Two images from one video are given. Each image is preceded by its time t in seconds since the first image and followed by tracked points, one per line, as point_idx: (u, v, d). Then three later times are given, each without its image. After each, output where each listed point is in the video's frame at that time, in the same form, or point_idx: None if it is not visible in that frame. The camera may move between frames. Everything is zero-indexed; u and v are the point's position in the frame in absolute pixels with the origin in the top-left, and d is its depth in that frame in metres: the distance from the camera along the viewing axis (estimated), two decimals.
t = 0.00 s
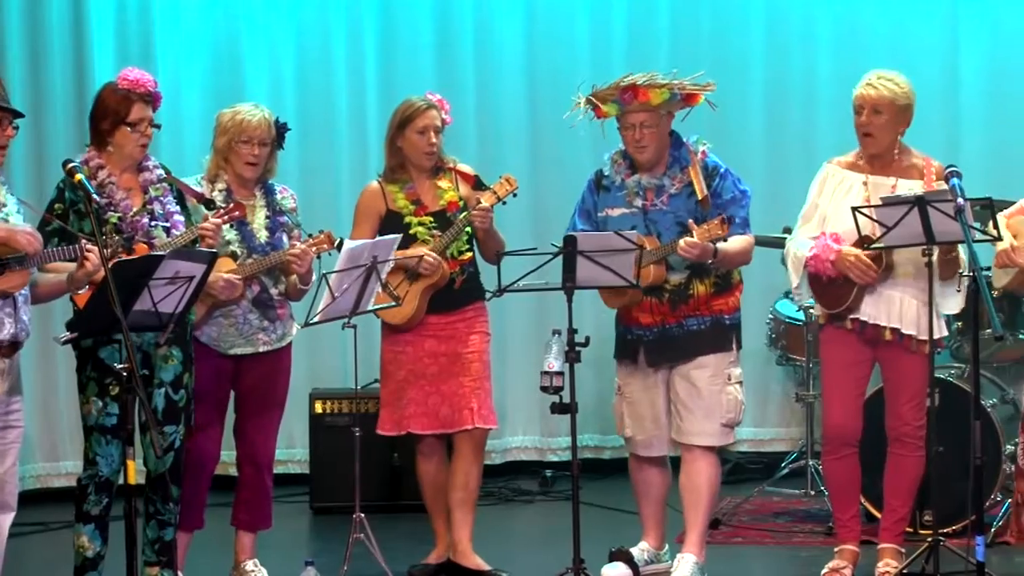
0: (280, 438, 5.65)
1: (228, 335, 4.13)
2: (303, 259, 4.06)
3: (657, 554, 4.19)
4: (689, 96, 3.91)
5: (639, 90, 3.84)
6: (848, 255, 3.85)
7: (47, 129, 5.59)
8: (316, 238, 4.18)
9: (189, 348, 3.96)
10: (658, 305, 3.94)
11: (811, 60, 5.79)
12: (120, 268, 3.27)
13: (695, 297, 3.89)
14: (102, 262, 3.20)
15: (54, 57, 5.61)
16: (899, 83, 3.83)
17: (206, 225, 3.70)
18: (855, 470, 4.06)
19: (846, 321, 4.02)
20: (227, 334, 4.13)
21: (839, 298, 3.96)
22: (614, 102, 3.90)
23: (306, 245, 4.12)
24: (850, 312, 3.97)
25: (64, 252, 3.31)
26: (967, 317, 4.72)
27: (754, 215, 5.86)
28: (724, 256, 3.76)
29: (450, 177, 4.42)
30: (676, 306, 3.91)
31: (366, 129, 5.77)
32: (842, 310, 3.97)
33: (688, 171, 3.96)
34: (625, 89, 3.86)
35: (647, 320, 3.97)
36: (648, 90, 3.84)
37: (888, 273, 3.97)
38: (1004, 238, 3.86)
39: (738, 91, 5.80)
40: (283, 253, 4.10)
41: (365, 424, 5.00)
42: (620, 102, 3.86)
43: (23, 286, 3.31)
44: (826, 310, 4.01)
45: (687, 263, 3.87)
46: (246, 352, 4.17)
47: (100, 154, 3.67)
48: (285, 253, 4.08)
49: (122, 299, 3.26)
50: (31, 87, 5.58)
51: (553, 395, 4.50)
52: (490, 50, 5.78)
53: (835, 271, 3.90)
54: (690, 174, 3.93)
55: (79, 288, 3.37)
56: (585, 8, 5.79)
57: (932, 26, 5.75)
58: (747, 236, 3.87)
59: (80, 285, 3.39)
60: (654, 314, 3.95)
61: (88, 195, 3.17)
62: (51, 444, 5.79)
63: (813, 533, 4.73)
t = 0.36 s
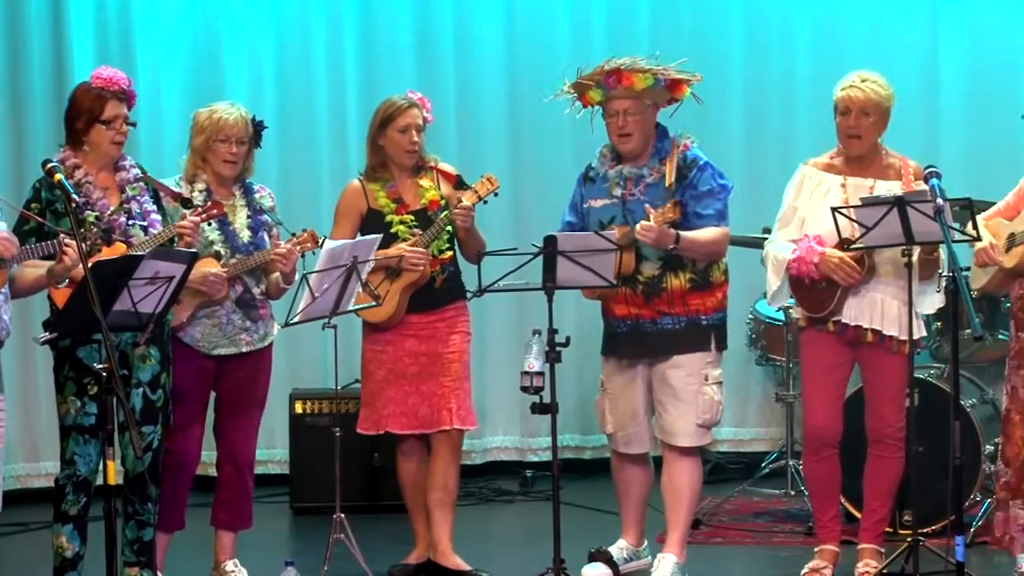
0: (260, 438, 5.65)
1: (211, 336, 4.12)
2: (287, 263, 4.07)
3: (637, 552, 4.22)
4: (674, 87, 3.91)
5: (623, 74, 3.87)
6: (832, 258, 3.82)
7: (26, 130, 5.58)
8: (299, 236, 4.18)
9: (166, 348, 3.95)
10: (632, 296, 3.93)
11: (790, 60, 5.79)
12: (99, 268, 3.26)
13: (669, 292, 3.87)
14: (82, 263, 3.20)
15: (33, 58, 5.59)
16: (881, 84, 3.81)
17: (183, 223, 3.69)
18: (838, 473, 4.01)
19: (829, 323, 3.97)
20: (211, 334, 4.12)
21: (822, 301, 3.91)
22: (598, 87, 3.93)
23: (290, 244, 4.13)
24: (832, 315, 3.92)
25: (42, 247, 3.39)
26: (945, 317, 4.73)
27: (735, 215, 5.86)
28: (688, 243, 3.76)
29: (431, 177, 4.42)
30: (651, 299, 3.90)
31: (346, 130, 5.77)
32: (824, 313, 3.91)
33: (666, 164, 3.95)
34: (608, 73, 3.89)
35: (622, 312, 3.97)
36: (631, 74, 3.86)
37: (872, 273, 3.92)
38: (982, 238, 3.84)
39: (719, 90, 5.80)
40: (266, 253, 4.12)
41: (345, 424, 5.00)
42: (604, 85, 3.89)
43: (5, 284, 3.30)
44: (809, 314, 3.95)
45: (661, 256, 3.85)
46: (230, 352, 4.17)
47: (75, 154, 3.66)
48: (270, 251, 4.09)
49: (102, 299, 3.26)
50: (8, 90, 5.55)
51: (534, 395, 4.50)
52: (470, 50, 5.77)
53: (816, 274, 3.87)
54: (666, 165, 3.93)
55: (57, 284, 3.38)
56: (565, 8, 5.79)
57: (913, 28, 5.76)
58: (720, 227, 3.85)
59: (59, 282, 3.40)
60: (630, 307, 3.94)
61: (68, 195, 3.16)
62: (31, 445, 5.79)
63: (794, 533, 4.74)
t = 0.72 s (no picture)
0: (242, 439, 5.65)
1: (194, 336, 4.10)
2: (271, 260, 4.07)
3: (620, 553, 4.22)
4: (661, 80, 3.91)
5: (609, 66, 3.86)
6: (821, 257, 3.81)
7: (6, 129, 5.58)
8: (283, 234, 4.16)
9: (145, 348, 3.91)
10: (608, 294, 3.96)
11: (771, 61, 5.80)
12: (80, 267, 3.25)
13: (642, 289, 3.89)
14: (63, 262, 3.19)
15: (14, 58, 5.60)
16: (857, 84, 3.81)
17: (165, 222, 3.68)
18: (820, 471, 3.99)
19: (813, 325, 3.94)
20: (195, 335, 4.10)
21: (810, 302, 3.87)
22: (586, 81, 3.93)
23: (273, 244, 4.10)
24: (819, 316, 3.89)
25: (20, 248, 3.36)
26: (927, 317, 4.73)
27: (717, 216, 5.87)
28: (653, 241, 3.75)
29: (416, 176, 4.41)
30: (625, 296, 3.92)
31: (327, 131, 5.76)
32: (812, 313, 3.88)
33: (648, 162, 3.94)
34: (595, 66, 3.88)
35: (598, 309, 3.99)
36: (619, 66, 3.86)
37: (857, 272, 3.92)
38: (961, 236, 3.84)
39: (700, 91, 5.81)
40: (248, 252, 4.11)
41: (326, 424, 5.00)
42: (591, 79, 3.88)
43: None
44: (793, 314, 3.91)
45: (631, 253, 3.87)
46: (214, 353, 4.14)
47: (53, 153, 3.62)
48: (254, 250, 4.08)
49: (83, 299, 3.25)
50: None
51: (515, 395, 4.50)
52: (452, 50, 5.77)
53: (806, 274, 3.84)
54: (644, 163, 3.92)
55: (35, 285, 3.37)
56: (547, 9, 5.80)
57: (894, 29, 5.77)
58: (693, 229, 3.82)
59: (38, 281, 3.39)
60: (605, 304, 3.97)
61: (48, 195, 3.13)
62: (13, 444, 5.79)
63: (775, 533, 4.74)
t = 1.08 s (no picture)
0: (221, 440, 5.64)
1: (176, 336, 3.99)
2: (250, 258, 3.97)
3: (601, 555, 4.19)
4: (639, 78, 3.92)
5: (585, 63, 3.88)
6: (808, 257, 3.81)
7: None
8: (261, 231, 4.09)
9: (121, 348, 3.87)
10: (581, 291, 3.98)
11: (751, 62, 5.80)
12: (60, 267, 3.23)
13: (615, 289, 3.90)
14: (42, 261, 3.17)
15: None
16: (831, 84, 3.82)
17: (143, 222, 3.66)
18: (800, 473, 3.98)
19: (796, 324, 3.90)
20: (177, 335, 3.98)
21: (795, 302, 3.86)
22: (564, 79, 3.94)
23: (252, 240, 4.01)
24: (803, 315, 3.87)
25: None
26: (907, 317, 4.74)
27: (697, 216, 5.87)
28: (629, 241, 3.76)
29: (401, 178, 4.39)
30: (598, 294, 3.94)
31: (307, 131, 5.76)
32: (797, 313, 3.86)
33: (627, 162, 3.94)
34: (572, 64, 3.90)
35: (571, 305, 4.00)
36: (595, 63, 3.88)
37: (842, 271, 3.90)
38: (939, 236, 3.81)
39: (680, 91, 5.81)
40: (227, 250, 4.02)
41: (306, 424, 4.99)
42: (569, 75, 3.90)
43: None
44: (776, 314, 3.89)
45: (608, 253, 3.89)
46: (196, 353, 4.03)
47: (27, 152, 3.61)
48: (232, 249, 3.97)
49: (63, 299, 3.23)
50: None
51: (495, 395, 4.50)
52: (432, 50, 5.77)
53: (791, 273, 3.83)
54: (620, 166, 3.92)
55: (16, 283, 3.34)
56: (528, 9, 5.80)
57: (873, 29, 5.78)
58: (669, 230, 3.82)
59: (18, 280, 3.36)
60: (579, 301, 3.98)
61: (27, 194, 3.11)
62: None
63: (755, 532, 4.74)
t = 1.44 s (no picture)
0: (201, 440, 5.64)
1: (156, 336, 3.96)
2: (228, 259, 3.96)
3: (583, 556, 4.18)
4: (614, 80, 3.94)
5: (564, 66, 3.88)
6: (791, 258, 3.83)
7: None
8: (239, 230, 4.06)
9: (97, 349, 3.88)
10: (556, 290, 3.98)
11: (732, 61, 5.80)
12: (42, 267, 3.19)
13: (590, 288, 3.92)
14: (23, 261, 3.12)
15: None
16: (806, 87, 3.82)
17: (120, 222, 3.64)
18: (781, 472, 3.98)
19: (779, 326, 3.90)
20: (156, 334, 3.95)
21: (779, 304, 3.86)
22: (540, 81, 3.93)
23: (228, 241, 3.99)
24: (787, 318, 3.87)
25: None
26: (887, 317, 4.74)
27: (679, 216, 5.88)
28: (612, 240, 3.78)
29: (384, 179, 4.39)
30: (573, 294, 3.95)
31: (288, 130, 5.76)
32: (781, 316, 3.87)
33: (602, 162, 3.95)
34: (549, 67, 3.89)
35: (545, 305, 4.00)
36: (571, 66, 3.88)
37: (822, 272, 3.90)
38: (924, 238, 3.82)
39: (661, 89, 5.81)
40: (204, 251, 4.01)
41: (289, 423, 4.99)
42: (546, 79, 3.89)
43: None
44: (760, 317, 3.89)
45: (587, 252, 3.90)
46: (176, 353, 3.99)
47: (4, 152, 3.59)
48: (210, 249, 3.97)
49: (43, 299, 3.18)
50: None
51: (477, 395, 4.50)
52: (413, 47, 5.77)
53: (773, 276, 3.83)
54: (599, 165, 3.92)
55: None
56: (509, 7, 5.81)
57: (854, 28, 5.79)
58: (648, 230, 3.85)
59: None
60: (552, 300, 3.99)
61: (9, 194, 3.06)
62: None
63: (737, 532, 4.75)
